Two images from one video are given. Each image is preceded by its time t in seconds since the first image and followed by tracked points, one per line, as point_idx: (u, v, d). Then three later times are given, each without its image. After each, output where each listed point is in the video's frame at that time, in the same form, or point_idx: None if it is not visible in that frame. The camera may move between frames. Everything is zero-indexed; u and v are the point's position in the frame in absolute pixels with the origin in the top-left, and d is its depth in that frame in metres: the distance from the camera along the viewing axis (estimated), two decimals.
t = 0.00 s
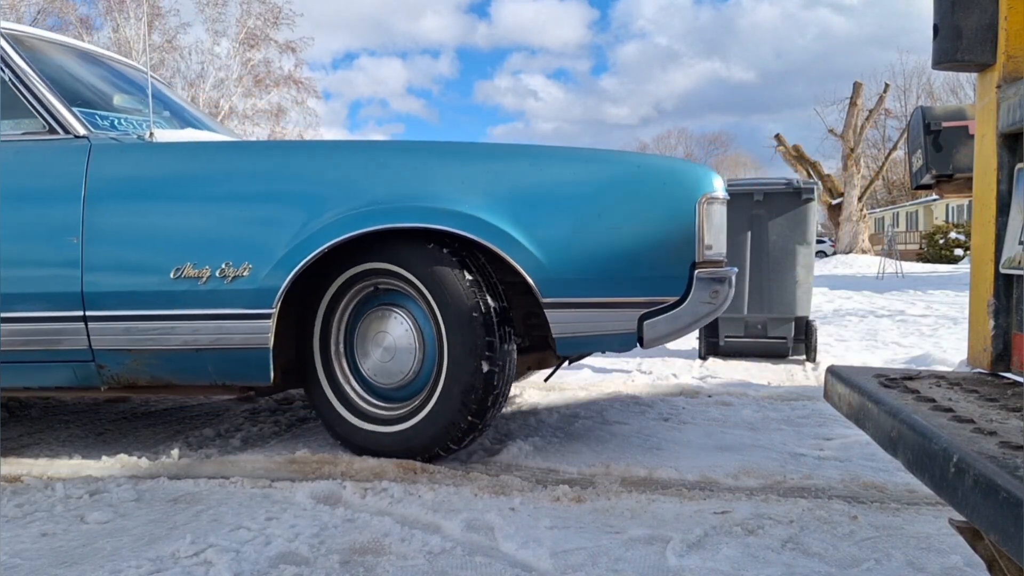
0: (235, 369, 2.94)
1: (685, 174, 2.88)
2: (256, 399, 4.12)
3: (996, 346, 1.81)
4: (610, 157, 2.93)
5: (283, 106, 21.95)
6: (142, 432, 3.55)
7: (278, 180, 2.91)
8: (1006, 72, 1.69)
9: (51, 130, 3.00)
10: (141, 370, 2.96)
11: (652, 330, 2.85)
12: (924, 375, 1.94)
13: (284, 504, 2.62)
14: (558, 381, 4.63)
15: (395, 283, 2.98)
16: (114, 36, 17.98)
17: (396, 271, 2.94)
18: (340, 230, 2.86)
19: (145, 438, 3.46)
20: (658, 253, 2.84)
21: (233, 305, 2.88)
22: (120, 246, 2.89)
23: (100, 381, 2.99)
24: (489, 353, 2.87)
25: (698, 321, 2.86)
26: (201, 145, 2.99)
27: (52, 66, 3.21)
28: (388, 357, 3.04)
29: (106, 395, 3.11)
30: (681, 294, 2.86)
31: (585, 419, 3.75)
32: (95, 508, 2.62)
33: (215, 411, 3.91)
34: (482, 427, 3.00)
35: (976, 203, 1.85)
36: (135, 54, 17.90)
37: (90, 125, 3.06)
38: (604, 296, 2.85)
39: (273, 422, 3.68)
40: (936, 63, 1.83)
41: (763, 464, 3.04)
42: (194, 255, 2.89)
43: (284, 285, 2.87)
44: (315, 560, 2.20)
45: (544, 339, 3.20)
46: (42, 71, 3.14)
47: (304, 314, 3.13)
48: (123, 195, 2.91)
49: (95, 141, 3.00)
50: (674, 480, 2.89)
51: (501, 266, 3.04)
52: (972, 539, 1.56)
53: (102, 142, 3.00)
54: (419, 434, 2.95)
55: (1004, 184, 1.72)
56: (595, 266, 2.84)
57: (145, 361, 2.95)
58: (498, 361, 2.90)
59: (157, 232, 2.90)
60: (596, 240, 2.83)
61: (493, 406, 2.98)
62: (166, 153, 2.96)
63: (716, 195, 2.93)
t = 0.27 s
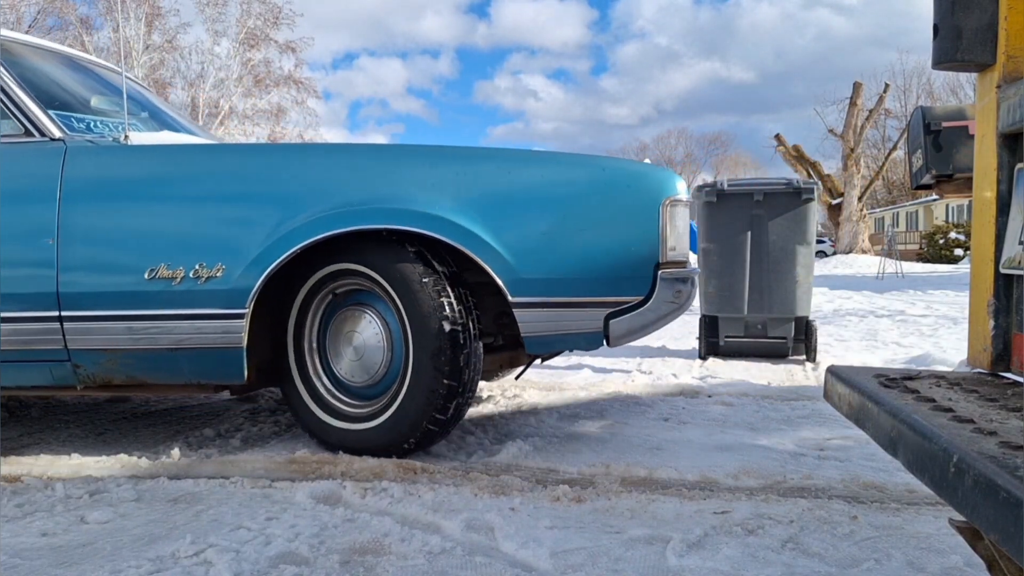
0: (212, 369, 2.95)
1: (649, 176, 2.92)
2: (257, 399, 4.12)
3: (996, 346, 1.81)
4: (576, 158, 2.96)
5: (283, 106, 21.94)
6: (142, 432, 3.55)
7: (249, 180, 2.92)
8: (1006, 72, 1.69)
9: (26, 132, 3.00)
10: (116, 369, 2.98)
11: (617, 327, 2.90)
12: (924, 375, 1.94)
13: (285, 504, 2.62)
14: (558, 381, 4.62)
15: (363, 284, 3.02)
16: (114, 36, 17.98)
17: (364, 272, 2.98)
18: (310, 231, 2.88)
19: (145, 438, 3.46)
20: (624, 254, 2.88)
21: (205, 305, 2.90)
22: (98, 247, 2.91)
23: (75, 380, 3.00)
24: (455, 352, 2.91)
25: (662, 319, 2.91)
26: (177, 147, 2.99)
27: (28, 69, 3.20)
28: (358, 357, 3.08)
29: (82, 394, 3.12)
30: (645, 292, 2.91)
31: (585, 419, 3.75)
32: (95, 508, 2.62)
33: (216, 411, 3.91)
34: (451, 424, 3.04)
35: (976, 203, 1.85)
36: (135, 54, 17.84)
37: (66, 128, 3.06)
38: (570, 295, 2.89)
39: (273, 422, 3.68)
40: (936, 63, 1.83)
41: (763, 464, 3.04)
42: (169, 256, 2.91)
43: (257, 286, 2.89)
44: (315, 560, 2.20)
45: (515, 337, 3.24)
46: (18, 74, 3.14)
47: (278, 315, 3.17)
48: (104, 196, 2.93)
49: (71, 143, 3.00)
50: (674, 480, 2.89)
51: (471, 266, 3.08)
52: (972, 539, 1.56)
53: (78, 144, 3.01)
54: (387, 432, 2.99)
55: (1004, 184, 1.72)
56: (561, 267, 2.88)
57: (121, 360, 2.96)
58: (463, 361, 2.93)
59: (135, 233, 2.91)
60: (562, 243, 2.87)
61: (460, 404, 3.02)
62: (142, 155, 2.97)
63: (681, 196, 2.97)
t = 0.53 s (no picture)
0: (188, 367, 2.96)
1: (616, 178, 2.96)
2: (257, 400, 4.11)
3: (996, 346, 1.81)
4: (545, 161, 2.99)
5: (283, 106, 21.95)
6: (142, 432, 3.55)
7: (223, 181, 2.94)
8: (1006, 72, 1.68)
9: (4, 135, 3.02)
10: (93, 368, 2.98)
11: (585, 330, 2.93)
12: (924, 375, 1.94)
13: (285, 504, 2.62)
14: (558, 381, 4.62)
15: (335, 283, 3.05)
16: (114, 36, 17.99)
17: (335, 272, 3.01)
18: (283, 232, 2.90)
19: (145, 438, 3.46)
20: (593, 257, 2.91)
21: (180, 304, 2.91)
22: (73, 248, 2.92)
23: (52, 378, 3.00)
24: (424, 352, 2.94)
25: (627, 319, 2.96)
26: (154, 150, 3.01)
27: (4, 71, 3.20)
28: (331, 356, 3.11)
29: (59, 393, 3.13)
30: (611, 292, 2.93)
31: (584, 419, 3.75)
32: (95, 508, 2.62)
33: (216, 411, 3.91)
34: (422, 422, 3.07)
35: (976, 203, 1.86)
36: (135, 54, 17.99)
37: (43, 130, 3.08)
38: (544, 294, 2.91)
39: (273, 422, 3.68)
40: (935, 63, 1.83)
41: (763, 464, 3.04)
42: (144, 257, 2.91)
43: (232, 286, 2.91)
44: (315, 560, 2.20)
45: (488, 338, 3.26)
46: None
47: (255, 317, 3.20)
48: (79, 197, 2.93)
49: (48, 146, 3.00)
50: (674, 480, 2.89)
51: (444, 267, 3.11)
52: (972, 540, 1.56)
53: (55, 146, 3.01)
54: (357, 430, 3.02)
55: (1004, 184, 1.72)
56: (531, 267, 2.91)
57: (98, 359, 2.97)
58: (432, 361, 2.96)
59: (110, 233, 2.92)
60: (532, 243, 2.90)
61: (431, 403, 3.04)
62: (119, 156, 2.98)
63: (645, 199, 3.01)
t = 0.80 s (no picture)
0: (155, 364, 3.03)
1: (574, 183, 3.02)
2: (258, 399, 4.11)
3: (996, 346, 1.82)
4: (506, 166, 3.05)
5: (283, 106, 21.96)
6: (142, 432, 3.55)
7: (192, 185, 2.99)
8: (1005, 72, 1.69)
9: None
10: (63, 366, 3.04)
11: (543, 327, 3.00)
12: (925, 374, 1.94)
13: (285, 504, 2.62)
14: (558, 381, 4.62)
15: (300, 284, 3.12)
16: (114, 36, 18.01)
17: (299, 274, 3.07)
18: (249, 235, 2.95)
19: (145, 438, 3.46)
20: (552, 259, 2.98)
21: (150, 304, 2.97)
22: (43, 250, 2.96)
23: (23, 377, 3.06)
24: (385, 352, 3.01)
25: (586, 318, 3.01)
26: (121, 154, 3.05)
27: None
28: (296, 354, 3.18)
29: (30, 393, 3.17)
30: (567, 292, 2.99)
31: (584, 419, 3.75)
32: (95, 508, 2.62)
33: (218, 411, 3.91)
34: (385, 420, 3.14)
35: (976, 203, 1.86)
36: (136, 54, 18.05)
37: (14, 135, 3.11)
38: (503, 294, 2.99)
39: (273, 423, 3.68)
40: (936, 63, 1.84)
41: (763, 464, 3.04)
42: (112, 259, 2.96)
43: (198, 287, 2.96)
44: (315, 560, 2.20)
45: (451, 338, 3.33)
46: None
47: (223, 317, 3.26)
48: (48, 199, 2.96)
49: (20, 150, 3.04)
50: (674, 480, 2.89)
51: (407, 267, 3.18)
52: (972, 540, 1.57)
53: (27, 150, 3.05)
54: (321, 427, 3.10)
55: (1004, 184, 1.72)
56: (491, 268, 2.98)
57: (68, 357, 3.03)
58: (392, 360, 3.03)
59: (78, 235, 2.96)
60: (493, 245, 2.97)
61: (393, 401, 3.12)
62: (87, 159, 3.02)
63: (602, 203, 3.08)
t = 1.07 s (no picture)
0: (120, 364, 3.06)
1: (525, 189, 3.13)
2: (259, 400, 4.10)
3: (996, 346, 1.82)
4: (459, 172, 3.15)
5: (284, 106, 21.96)
6: (143, 432, 3.55)
7: (155, 188, 3.02)
8: (1005, 72, 1.68)
9: None
10: (29, 367, 3.05)
11: (497, 327, 3.12)
12: (925, 375, 1.94)
13: (285, 504, 2.62)
14: (558, 381, 4.62)
15: (259, 285, 3.17)
16: (114, 36, 18.01)
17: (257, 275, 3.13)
18: (210, 238, 3.00)
19: (146, 438, 3.46)
20: (506, 261, 3.09)
21: (116, 305, 3.02)
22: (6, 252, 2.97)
23: None
24: (339, 353, 3.07)
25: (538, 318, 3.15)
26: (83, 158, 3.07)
27: None
28: (255, 354, 3.23)
29: None
30: (520, 292, 3.12)
31: (583, 418, 3.75)
32: (95, 508, 2.62)
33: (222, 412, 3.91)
34: (340, 418, 3.21)
35: (975, 203, 1.86)
36: (136, 54, 18.05)
37: None
38: (459, 294, 3.09)
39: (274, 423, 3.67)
40: (936, 62, 1.84)
41: (762, 464, 3.04)
42: (74, 261, 2.99)
43: (161, 289, 3.01)
44: (315, 560, 2.20)
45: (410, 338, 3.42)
46: None
47: (187, 318, 3.31)
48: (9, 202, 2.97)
49: None
50: (674, 480, 2.88)
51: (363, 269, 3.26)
52: (972, 539, 1.57)
53: None
54: (279, 426, 3.16)
55: (1004, 184, 1.72)
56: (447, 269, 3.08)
57: (34, 358, 3.04)
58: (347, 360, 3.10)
59: (41, 238, 2.98)
60: (449, 247, 3.07)
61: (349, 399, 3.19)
62: (49, 162, 3.03)
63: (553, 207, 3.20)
